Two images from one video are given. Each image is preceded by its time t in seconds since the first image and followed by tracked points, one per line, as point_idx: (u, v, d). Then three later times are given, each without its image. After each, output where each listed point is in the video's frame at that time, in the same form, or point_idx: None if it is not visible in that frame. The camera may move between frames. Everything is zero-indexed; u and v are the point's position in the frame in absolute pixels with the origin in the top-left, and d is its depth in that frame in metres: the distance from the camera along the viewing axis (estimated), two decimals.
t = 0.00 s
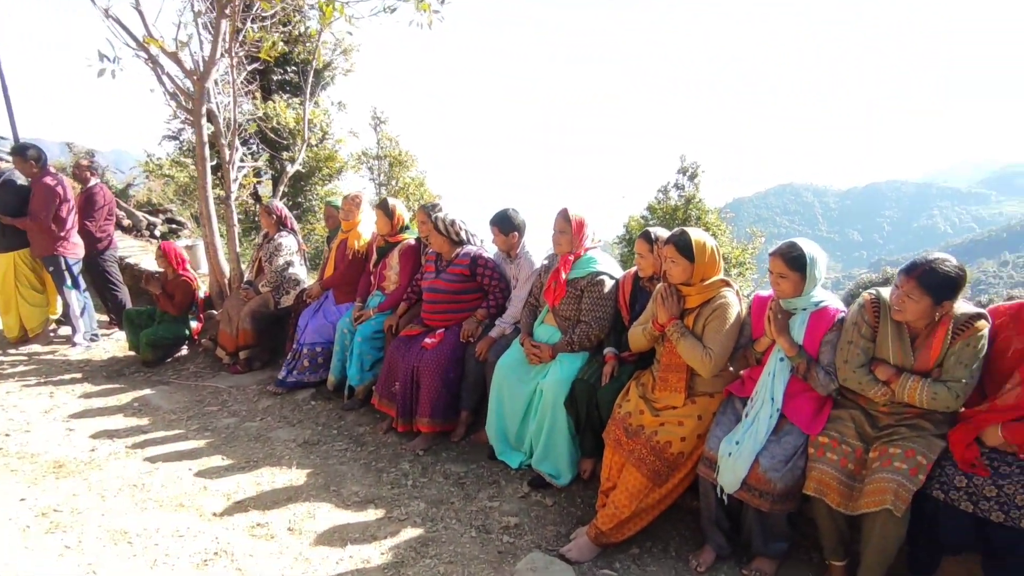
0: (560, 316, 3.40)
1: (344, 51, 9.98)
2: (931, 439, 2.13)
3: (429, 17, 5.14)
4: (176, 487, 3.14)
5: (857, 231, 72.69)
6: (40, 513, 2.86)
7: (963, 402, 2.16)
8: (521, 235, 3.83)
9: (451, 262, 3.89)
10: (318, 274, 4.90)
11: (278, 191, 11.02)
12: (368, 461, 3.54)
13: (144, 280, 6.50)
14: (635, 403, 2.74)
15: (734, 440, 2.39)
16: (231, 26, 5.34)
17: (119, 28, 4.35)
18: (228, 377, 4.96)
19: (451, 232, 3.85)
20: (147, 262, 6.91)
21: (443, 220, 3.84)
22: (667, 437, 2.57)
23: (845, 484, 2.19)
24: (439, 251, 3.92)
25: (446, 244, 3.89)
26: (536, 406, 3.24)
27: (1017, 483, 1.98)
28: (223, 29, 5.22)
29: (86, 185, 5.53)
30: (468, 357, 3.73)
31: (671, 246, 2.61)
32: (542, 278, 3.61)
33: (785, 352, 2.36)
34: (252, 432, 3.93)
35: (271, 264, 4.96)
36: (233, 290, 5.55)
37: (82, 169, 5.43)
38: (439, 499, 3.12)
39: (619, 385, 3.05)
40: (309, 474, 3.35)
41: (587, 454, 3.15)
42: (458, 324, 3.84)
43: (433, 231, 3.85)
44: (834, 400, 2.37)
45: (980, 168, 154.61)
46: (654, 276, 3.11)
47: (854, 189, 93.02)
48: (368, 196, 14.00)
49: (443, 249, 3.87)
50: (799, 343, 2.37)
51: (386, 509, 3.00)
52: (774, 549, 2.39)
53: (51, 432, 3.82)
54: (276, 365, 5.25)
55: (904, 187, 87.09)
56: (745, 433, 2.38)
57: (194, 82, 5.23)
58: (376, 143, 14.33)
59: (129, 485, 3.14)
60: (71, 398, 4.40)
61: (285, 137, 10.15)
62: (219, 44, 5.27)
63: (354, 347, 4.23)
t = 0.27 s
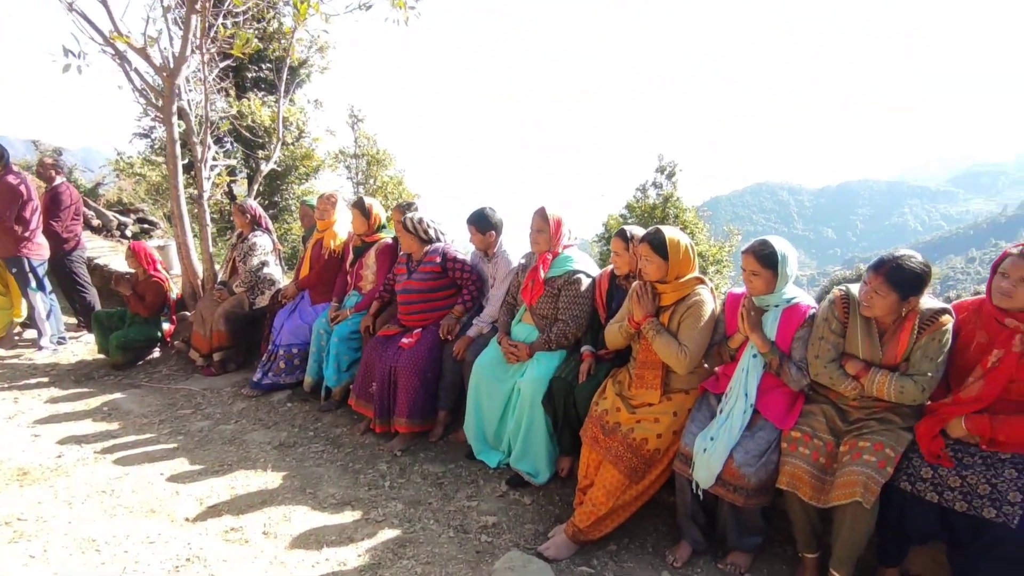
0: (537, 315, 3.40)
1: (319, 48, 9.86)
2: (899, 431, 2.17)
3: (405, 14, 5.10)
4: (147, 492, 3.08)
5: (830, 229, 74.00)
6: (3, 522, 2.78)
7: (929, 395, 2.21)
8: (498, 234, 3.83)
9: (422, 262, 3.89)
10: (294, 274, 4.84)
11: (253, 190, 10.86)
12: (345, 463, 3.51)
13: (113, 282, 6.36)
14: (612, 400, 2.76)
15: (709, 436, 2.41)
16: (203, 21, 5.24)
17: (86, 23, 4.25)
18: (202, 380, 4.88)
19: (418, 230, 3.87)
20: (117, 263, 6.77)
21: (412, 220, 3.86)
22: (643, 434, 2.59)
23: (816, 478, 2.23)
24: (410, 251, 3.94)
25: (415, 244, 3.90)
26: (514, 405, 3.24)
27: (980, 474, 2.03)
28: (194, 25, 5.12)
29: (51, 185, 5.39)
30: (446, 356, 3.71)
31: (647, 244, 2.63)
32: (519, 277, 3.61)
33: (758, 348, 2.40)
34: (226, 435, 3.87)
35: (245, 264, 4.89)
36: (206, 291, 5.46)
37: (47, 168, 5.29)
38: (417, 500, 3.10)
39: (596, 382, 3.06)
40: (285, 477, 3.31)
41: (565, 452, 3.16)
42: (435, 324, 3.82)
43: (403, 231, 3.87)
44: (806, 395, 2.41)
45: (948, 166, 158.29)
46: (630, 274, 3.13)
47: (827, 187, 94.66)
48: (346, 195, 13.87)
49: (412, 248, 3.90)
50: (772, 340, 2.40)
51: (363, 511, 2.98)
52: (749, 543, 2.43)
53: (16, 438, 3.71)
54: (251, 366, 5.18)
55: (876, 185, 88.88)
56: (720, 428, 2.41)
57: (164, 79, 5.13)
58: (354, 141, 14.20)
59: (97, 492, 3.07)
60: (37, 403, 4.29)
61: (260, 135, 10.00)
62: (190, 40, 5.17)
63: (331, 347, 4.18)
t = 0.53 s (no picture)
0: (512, 313, 3.40)
1: (292, 44, 9.72)
2: (866, 424, 2.22)
3: (378, 10, 5.05)
4: (114, 498, 3.01)
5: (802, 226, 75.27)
6: None
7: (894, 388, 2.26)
8: (473, 232, 3.82)
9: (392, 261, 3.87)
10: (266, 274, 4.77)
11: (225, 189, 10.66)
12: (319, 464, 3.47)
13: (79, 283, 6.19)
14: (587, 397, 2.77)
15: (682, 431, 2.43)
16: (169, 15, 5.13)
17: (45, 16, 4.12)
18: (172, 382, 4.78)
19: (387, 230, 3.85)
20: (83, 264, 6.59)
21: (380, 220, 3.86)
22: (618, 430, 2.60)
23: (786, 471, 2.27)
24: (380, 251, 3.94)
25: (385, 243, 3.89)
26: (489, 403, 3.23)
27: (942, 463, 2.09)
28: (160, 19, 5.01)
29: (12, 183, 5.23)
30: (421, 355, 3.69)
31: (620, 241, 2.64)
32: (494, 276, 3.60)
33: (730, 343, 2.42)
34: (197, 438, 3.80)
35: (216, 264, 4.80)
36: (176, 291, 5.35)
37: (7, 166, 5.13)
38: (393, 500, 3.08)
39: (571, 379, 3.07)
40: (258, 480, 3.26)
41: (541, 449, 3.16)
42: (410, 323, 3.80)
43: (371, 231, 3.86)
44: (777, 389, 2.45)
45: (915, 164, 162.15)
46: (604, 271, 3.15)
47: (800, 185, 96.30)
48: (321, 193, 13.71)
49: (381, 248, 3.87)
50: (743, 335, 2.43)
51: (338, 512, 2.95)
52: (722, 536, 2.45)
53: None
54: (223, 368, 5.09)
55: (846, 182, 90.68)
56: (692, 424, 2.43)
57: (129, 74, 5.00)
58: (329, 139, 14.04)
59: (62, 499, 2.99)
60: None
61: (232, 133, 9.83)
62: (156, 35, 5.05)
63: (304, 348, 4.13)
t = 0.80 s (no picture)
0: (487, 311, 3.39)
1: (263, 40, 9.55)
2: (834, 417, 2.26)
3: (349, 5, 4.99)
4: (78, 505, 2.93)
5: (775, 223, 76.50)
6: None
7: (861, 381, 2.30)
8: (447, 230, 3.80)
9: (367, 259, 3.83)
10: (237, 274, 4.69)
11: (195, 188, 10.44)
12: (293, 466, 3.42)
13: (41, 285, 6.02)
14: (562, 394, 2.78)
15: (656, 426, 2.45)
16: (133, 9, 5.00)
17: None
18: (140, 385, 4.67)
19: (364, 227, 3.82)
20: (46, 265, 6.41)
21: (357, 216, 3.81)
22: (593, 427, 2.61)
23: (758, 464, 2.30)
24: (356, 249, 3.90)
25: (361, 241, 3.85)
26: (465, 402, 3.22)
27: (907, 454, 2.14)
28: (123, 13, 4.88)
29: None
30: (396, 355, 3.66)
31: (593, 239, 2.65)
32: (468, 274, 3.59)
33: (702, 340, 2.45)
34: (166, 442, 3.73)
35: (185, 264, 4.71)
36: (144, 292, 5.23)
37: None
38: (368, 501, 3.06)
39: (546, 377, 3.07)
40: (229, 483, 3.20)
41: (517, 447, 3.16)
42: (384, 322, 3.76)
43: (348, 228, 3.82)
44: (748, 384, 2.48)
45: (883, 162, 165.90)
46: (578, 269, 3.16)
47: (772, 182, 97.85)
48: (295, 192, 13.52)
49: (357, 246, 3.84)
50: (715, 331, 2.45)
51: (312, 514, 2.91)
52: (696, 530, 2.48)
53: None
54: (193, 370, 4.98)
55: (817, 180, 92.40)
56: (666, 419, 2.45)
57: (90, 69, 4.86)
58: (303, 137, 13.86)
59: (24, 507, 2.91)
60: None
61: (202, 130, 9.63)
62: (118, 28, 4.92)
63: (277, 348, 4.07)
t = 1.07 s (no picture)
0: (464, 310, 3.38)
1: (235, 36, 9.38)
2: (805, 411, 2.30)
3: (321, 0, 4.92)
4: (44, 513, 2.86)
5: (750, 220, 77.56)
6: None
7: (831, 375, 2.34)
8: (422, 229, 3.78)
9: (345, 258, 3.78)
10: (209, 275, 4.60)
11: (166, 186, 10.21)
12: (267, 469, 3.38)
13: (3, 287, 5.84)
14: (539, 392, 2.78)
15: (632, 423, 2.47)
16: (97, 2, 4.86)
17: None
18: (109, 389, 4.56)
19: (341, 226, 3.78)
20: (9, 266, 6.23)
21: (335, 214, 3.76)
22: (570, 425, 2.62)
23: (732, 459, 2.33)
24: (332, 248, 3.85)
25: (338, 240, 3.80)
26: (442, 401, 3.21)
27: (875, 446, 2.18)
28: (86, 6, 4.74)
29: None
30: (373, 355, 3.63)
31: (570, 237, 2.66)
32: (444, 273, 3.58)
33: (676, 337, 2.47)
34: (136, 446, 3.65)
35: (155, 264, 4.60)
36: (112, 294, 5.11)
37: None
38: (345, 502, 3.03)
39: (523, 375, 3.08)
40: (202, 487, 3.15)
41: (495, 446, 3.16)
42: (360, 322, 3.73)
43: (325, 227, 3.77)
44: (722, 380, 2.51)
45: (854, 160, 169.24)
46: (554, 267, 3.16)
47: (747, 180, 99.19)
48: (269, 190, 13.32)
49: (334, 245, 3.80)
50: (689, 328, 2.48)
51: (287, 517, 2.87)
52: (672, 525, 2.50)
53: None
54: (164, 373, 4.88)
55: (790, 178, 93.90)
56: (642, 416, 2.47)
57: (52, 63, 4.72)
58: (277, 134, 13.67)
59: None
60: None
61: (172, 127, 9.42)
62: (82, 22, 4.79)
63: (251, 349, 4.00)
